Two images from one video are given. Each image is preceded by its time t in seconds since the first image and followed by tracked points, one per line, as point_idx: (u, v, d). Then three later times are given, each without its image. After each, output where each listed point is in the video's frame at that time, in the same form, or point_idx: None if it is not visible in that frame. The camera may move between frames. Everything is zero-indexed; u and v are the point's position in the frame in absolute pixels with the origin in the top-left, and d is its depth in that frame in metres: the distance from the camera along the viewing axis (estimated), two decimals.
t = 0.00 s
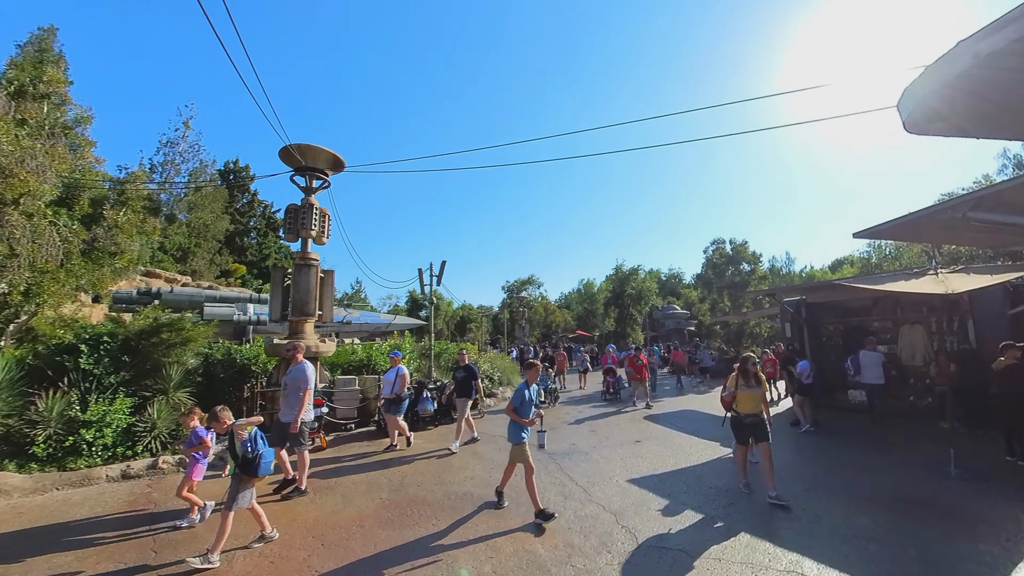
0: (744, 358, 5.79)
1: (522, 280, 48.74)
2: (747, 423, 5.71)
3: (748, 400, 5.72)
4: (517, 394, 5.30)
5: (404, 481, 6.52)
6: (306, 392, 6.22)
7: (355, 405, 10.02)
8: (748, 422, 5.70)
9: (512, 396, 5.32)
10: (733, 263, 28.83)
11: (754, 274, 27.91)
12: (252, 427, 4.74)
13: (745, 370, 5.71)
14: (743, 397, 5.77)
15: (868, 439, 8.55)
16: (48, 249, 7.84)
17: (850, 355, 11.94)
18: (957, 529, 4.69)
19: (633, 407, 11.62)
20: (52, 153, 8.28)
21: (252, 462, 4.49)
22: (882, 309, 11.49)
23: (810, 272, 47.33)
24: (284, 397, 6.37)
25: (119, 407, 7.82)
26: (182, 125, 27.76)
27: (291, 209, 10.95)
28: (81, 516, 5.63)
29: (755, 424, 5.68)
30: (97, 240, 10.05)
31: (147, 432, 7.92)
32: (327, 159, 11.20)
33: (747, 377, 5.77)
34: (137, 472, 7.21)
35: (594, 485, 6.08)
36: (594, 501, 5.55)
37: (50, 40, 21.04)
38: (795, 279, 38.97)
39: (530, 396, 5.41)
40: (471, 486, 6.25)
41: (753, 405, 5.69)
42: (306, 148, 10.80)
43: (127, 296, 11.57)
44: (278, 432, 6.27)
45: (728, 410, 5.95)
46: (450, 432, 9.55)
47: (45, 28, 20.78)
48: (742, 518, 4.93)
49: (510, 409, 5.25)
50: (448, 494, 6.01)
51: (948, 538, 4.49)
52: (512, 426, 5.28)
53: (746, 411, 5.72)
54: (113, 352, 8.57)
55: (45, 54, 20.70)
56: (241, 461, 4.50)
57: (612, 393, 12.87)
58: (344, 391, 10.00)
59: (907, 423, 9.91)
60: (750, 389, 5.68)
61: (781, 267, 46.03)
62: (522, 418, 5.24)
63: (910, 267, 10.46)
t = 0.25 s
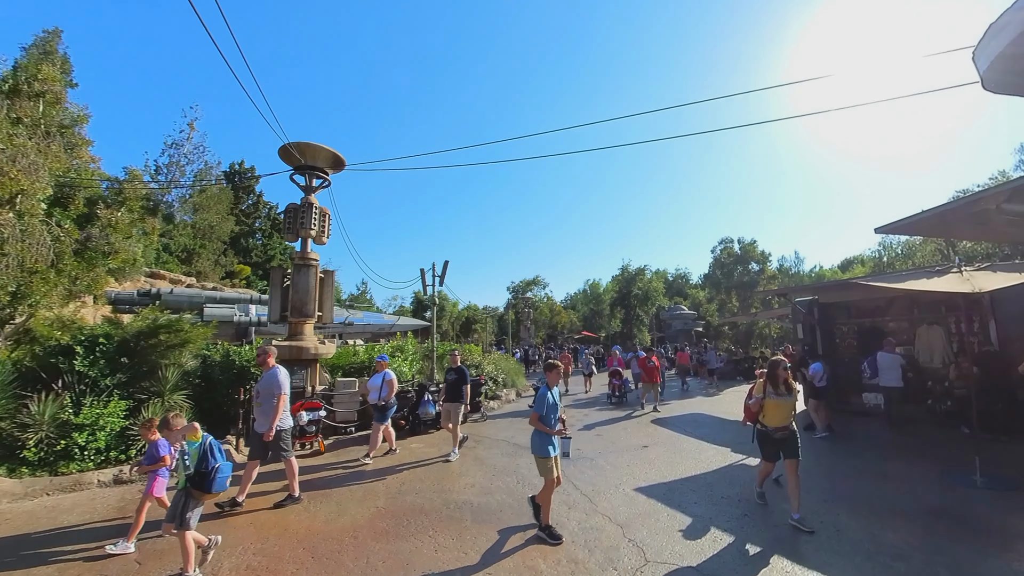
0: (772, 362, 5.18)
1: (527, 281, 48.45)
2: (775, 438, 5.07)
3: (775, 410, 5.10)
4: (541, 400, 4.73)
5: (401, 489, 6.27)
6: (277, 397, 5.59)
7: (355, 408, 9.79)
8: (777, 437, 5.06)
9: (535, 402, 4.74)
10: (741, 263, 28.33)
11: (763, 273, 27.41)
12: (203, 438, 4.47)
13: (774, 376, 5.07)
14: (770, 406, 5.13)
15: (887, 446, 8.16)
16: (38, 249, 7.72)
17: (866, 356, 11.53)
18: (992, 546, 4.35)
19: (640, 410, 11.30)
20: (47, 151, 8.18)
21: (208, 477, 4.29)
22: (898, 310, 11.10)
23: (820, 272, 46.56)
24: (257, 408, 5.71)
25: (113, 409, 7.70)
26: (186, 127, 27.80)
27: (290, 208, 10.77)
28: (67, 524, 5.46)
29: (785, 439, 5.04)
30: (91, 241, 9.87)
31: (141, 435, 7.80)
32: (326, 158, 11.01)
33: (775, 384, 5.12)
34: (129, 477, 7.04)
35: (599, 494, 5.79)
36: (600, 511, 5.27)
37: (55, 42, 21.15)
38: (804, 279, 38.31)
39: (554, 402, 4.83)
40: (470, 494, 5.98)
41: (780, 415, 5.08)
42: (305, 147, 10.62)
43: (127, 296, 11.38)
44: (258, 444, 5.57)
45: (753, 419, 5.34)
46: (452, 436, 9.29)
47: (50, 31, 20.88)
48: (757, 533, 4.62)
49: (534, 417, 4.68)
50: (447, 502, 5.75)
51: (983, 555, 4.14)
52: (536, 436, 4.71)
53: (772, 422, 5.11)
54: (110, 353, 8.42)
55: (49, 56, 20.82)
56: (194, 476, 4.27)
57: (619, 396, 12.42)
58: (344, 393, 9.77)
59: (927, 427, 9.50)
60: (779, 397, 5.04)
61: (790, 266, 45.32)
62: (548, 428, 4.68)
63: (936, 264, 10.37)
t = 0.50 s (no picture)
0: (805, 361, 4.49)
1: (532, 281, 48.15)
2: (813, 447, 4.31)
3: (808, 414, 4.40)
4: (574, 405, 4.20)
5: (397, 495, 5.99)
6: (244, 394, 5.31)
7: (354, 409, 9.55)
8: (813, 445, 4.32)
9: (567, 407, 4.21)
10: (750, 262, 27.84)
11: (772, 272, 26.91)
12: (132, 449, 3.91)
13: (804, 373, 4.44)
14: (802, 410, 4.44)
15: (909, 450, 7.78)
16: (23, 245, 7.56)
17: (882, 357, 11.13)
18: None
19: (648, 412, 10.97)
20: (35, 146, 8.03)
21: (141, 494, 3.77)
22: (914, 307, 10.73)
23: (830, 271, 45.98)
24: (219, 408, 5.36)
25: (105, 410, 7.52)
26: (191, 127, 27.83)
27: (288, 205, 10.54)
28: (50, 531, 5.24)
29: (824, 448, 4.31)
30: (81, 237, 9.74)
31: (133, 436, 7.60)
32: (325, 154, 10.76)
33: (809, 384, 4.43)
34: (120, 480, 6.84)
35: (605, 501, 5.48)
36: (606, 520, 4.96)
37: (58, 43, 21.14)
38: (814, 278, 37.68)
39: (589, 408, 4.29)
40: (470, 500, 5.70)
41: (815, 421, 4.37)
42: (303, 142, 10.37)
43: (127, 296, 11.31)
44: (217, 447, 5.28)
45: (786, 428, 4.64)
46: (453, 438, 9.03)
47: (53, 31, 20.87)
48: (776, 547, 4.30)
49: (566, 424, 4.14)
50: (445, 509, 5.48)
51: None
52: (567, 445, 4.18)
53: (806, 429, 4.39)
54: (103, 352, 8.27)
55: (52, 57, 20.83)
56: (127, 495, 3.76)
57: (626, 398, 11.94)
58: (342, 394, 9.54)
59: (949, 431, 9.10)
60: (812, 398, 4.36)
61: (799, 266, 44.64)
62: (581, 437, 4.13)
63: (961, 259, 10.14)
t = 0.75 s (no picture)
0: (838, 369, 4.03)
1: (536, 281, 47.90)
2: (852, 470, 3.81)
3: (845, 432, 3.88)
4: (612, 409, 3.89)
5: (394, 501, 5.77)
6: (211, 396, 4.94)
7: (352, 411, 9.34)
8: (852, 467, 3.81)
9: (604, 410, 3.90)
10: (757, 261, 27.43)
11: (779, 272, 26.49)
12: (47, 466, 3.71)
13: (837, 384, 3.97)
14: (838, 426, 3.91)
15: (928, 455, 7.46)
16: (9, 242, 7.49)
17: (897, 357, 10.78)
18: None
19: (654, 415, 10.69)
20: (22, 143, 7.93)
21: (45, 517, 3.66)
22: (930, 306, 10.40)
23: (838, 271, 45.34)
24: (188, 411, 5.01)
25: (97, 412, 7.36)
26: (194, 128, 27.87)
27: (286, 202, 10.36)
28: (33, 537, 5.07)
29: (864, 471, 3.82)
30: (72, 235, 9.66)
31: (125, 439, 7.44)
32: (324, 151, 10.57)
33: (843, 396, 3.95)
34: (110, 484, 6.67)
35: (610, 509, 5.21)
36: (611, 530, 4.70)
37: (61, 43, 21.18)
38: (822, 278, 37.13)
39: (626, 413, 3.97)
40: (469, 507, 5.46)
41: (852, 438, 3.87)
42: (302, 139, 10.20)
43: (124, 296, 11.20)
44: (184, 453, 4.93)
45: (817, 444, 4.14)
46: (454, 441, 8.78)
47: (57, 31, 20.93)
48: (794, 560, 4.03)
49: (602, 429, 3.82)
50: (442, 516, 5.23)
51: None
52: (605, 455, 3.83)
53: (843, 448, 3.87)
54: (97, 352, 8.13)
55: (56, 57, 20.92)
56: (33, 515, 3.66)
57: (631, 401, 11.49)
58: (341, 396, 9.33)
59: (968, 434, 8.76)
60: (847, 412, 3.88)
61: (807, 265, 44.05)
62: (620, 446, 3.77)
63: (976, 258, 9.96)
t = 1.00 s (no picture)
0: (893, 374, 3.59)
1: (539, 281, 47.56)
2: (906, 493, 3.30)
3: (902, 448, 3.38)
4: (669, 422, 3.44)
5: (389, 510, 5.49)
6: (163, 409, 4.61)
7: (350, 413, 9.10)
8: (908, 489, 3.29)
9: (660, 423, 3.45)
10: (764, 260, 27.00)
11: (787, 271, 26.05)
12: None
13: (892, 392, 3.54)
14: (893, 442, 3.41)
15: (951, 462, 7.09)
16: None
17: (914, 359, 10.40)
18: None
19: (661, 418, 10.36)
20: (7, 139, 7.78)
21: None
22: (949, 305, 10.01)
23: (846, 271, 44.71)
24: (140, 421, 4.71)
25: (86, 414, 7.12)
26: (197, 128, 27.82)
27: (283, 200, 10.11)
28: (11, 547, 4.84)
29: (921, 495, 3.30)
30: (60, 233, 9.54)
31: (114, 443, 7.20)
32: (322, 146, 10.31)
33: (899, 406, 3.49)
34: (96, 490, 6.43)
35: (618, 521, 4.91)
36: (619, 545, 4.39)
37: (62, 43, 21.18)
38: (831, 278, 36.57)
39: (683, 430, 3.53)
40: (467, 518, 5.17)
41: (909, 455, 3.36)
42: (299, 135, 9.95)
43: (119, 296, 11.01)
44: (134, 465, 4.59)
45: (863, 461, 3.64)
46: (454, 445, 8.50)
47: (58, 32, 20.90)
48: None
49: (657, 444, 3.38)
50: (440, 528, 4.94)
51: None
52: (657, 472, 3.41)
53: (898, 467, 3.38)
54: (88, 353, 7.90)
55: (57, 57, 20.93)
56: None
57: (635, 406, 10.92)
58: (339, 398, 9.09)
59: (991, 439, 8.37)
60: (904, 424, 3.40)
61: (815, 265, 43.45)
62: (675, 466, 3.34)
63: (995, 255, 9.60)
